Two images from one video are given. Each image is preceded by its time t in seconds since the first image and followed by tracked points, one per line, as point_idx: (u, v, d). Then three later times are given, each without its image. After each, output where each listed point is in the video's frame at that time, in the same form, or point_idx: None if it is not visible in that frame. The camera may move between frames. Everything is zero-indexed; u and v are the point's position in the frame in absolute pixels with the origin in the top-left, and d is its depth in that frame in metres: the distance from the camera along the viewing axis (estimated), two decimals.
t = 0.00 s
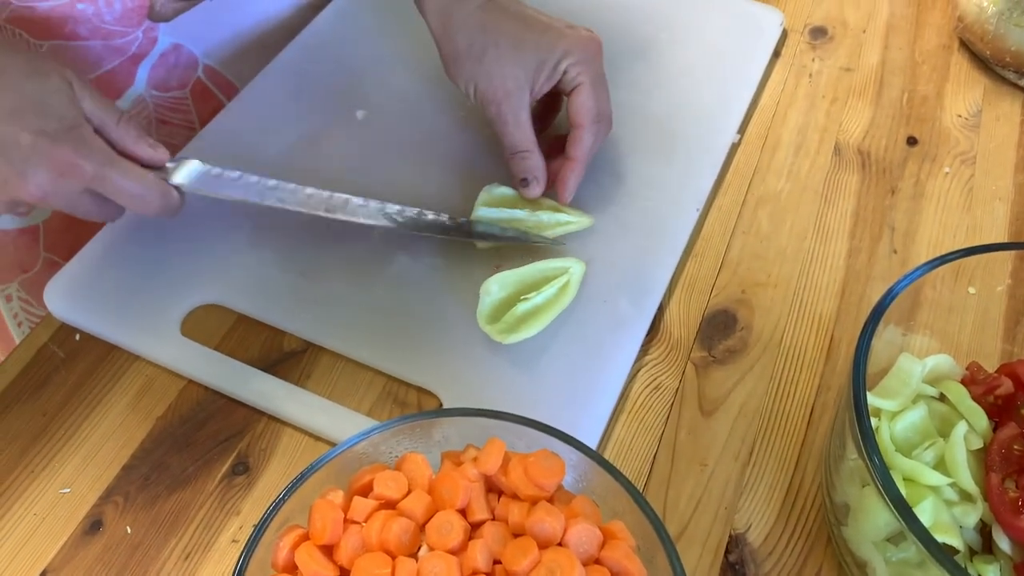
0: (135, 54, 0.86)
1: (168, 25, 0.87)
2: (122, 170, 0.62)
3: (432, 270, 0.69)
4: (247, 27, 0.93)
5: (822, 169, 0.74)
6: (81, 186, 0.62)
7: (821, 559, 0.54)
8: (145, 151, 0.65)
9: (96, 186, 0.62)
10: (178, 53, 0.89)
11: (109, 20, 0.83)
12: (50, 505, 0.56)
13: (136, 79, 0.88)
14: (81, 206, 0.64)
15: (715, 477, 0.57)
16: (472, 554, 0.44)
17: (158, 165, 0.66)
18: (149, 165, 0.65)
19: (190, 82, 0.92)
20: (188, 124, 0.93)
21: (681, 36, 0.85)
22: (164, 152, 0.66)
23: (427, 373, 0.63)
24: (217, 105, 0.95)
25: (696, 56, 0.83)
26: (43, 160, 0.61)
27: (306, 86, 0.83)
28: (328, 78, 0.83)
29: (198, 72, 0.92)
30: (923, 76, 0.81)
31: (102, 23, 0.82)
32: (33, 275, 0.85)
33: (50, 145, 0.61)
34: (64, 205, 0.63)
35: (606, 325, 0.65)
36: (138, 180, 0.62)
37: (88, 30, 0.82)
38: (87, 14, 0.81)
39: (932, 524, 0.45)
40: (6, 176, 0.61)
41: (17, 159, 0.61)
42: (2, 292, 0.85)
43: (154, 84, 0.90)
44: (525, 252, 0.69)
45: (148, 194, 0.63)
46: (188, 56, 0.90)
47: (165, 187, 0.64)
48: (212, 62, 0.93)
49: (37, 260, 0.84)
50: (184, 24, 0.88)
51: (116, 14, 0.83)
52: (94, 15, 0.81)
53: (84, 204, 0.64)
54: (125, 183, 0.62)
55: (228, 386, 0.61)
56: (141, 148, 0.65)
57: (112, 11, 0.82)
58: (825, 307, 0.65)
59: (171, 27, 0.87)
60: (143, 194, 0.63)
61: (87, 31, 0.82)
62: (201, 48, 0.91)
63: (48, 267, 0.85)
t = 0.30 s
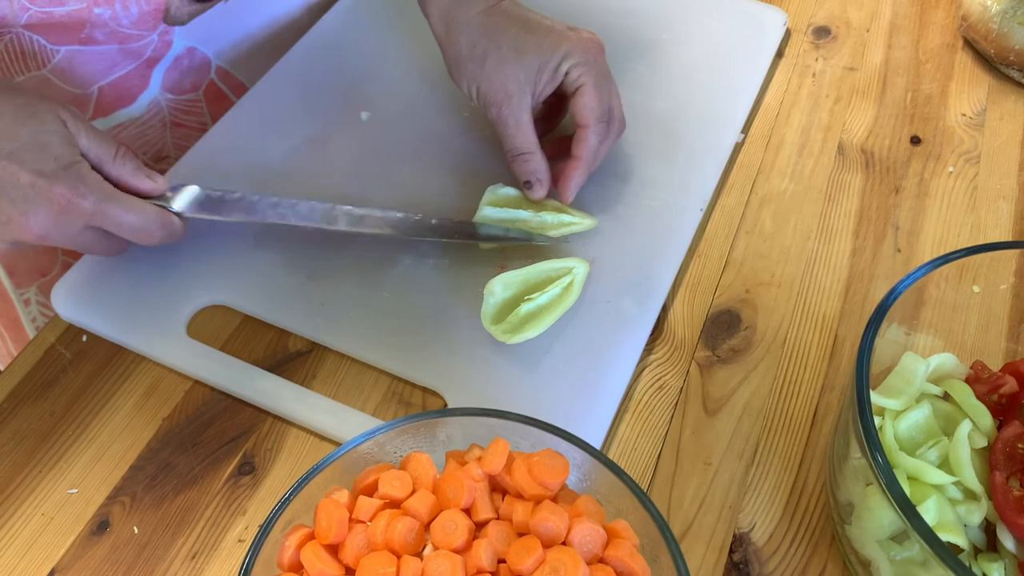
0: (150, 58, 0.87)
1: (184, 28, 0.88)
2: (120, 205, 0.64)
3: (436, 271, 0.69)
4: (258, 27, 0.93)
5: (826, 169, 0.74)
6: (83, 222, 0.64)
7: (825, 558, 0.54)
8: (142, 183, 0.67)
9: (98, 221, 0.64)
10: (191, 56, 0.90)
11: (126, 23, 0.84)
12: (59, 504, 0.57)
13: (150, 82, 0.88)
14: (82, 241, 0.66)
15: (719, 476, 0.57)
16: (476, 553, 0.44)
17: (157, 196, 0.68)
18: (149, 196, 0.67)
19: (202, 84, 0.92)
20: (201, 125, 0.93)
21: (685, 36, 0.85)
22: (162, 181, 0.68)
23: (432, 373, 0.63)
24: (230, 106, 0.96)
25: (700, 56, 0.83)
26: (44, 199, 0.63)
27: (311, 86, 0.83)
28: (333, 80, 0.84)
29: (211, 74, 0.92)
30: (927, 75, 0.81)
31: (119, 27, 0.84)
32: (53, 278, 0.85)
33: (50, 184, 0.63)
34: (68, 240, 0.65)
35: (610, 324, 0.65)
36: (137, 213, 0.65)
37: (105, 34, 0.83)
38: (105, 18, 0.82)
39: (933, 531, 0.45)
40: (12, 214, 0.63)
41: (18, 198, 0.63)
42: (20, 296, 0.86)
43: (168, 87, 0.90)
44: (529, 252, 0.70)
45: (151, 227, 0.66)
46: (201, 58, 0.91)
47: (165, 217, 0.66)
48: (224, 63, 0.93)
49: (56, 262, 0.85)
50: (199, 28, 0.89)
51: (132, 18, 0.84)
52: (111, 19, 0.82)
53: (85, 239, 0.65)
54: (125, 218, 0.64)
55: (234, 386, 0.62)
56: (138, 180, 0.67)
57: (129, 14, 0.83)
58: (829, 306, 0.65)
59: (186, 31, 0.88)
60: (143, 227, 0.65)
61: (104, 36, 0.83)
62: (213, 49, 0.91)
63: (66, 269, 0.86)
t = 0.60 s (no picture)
0: (156, 60, 0.89)
1: (191, 30, 0.91)
2: (135, 188, 0.61)
3: (440, 271, 0.69)
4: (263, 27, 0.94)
5: (829, 168, 0.74)
6: (98, 205, 0.61)
7: (828, 556, 0.54)
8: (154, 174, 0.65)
9: (112, 204, 0.61)
10: (197, 58, 0.91)
11: (133, 27, 0.88)
12: (65, 502, 0.57)
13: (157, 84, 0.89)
14: (95, 231, 0.62)
15: (722, 475, 0.57)
16: (480, 550, 0.44)
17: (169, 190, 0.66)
18: (162, 187, 0.65)
19: (208, 86, 0.91)
20: (207, 126, 0.91)
21: (688, 36, 0.85)
22: (172, 176, 0.66)
23: (436, 372, 0.64)
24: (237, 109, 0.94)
25: (704, 56, 0.83)
26: (59, 178, 0.60)
27: (316, 87, 0.84)
28: (337, 81, 0.84)
29: (217, 75, 0.92)
30: (930, 75, 0.81)
31: (126, 30, 0.88)
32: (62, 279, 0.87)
33: (66, 165, 0.60)
34: (80, 228, 0.62)
35: (613, 323, 0.65)
36: (153, 197, 0.62)
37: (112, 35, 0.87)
38: (111, 21, 0.87)
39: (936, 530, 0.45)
40: (28, 197, 0.60)
41: (31, 178, 0.60)
42: (29, 300, 0.86)
43: (174, 88, 0.90)
44: (533, 252, 0.70)
45: (167, 212, 0.63)
46: (207, 60, 0.92)
47: (180, 206, 0.64)
48: (230, 65, 0.93)
49: (64, 264, 0.87)
50: (206, 29, 0.92)
51: (139, 20, 0.88)
52: (118, 22, 0.87)
53: (98, 228, 0.62)
54: (140, 203, 0.62)
55: (239, 385, 0.62)
56: (150, 171, 0.65)
57: (136, 17, 0.88)
58: (832, 304, 0.66)
59: (193, 32, 0.91)
60: (158, 215, 0.63)
61: (111, 39, 0.87)
62: (217, 53, 0.93)
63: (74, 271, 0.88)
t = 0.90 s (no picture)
0: (151, 62, 0.88)
1: (185, 32, 0.88)
2: (156, 154, 0.64)
3: (438, 270, 0.70)
4: (258, 29, 0.94)
5: (825, 168, 0.75)
6: (118, 166, 0.63)
7: (821, 553, 0.55)
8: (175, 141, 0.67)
9: (132, 167, 0.64)
10: (192, 60, 0.91)
11: (127, 29, 0.84)
12: (67, 497, 0.58)
13: (151, 87, 0.89)
14: (114, 191, 0.65)
15: (716, 472, 0.58)
16: (475, 544, 0.45)
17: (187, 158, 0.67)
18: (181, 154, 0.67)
19: (202, 87, 0.94)
20: (202, 129, 0.96)
21: (686, 37, 0.85)
22: (192, 145, 0.68)
23: (433, 370, 0.64)
24: (230, 109, 0.97)
25: (701, 57, 0.84)
26: (83, 138, 0.63)
27: (315, 87, 0.84)
28: (336, 82, 0.85)
29: (210, 77, 0.94)
30: (927, 76, 0.81)
31: (121, 33, 0.84)
32: (57, 281, 0.87)
33: (90, 126, 0.63)
34: (100, 187, 0.64)
35: (609, 321, 0.66)
36: (172, 163, 0.64)
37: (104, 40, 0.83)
38: (107, 24, 0.82)
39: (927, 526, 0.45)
40: (51, 154, 0.63)
41: (56, 137, 0.63)
42: (26, 301, 0.87)
43: (168, 90, 0.92)
44: (530, 251, 0.70)
45: (184, 180, 0.64)
46: (202, 62, 0.92)
47: (198, 174, 0.65)
48: (224, 67, 0.94)
49: (60, 267, 0.87)
50: (200, 30, 0.89)
51: (134, 23, 0.84)
52: (112, 24, 0.83)
53: (118, 189, 0.65)
54: (160, 168, 0.64)
55: (239, 382, 0.63)
56: (170, 139, 0.67)
57: (131, 20, 0.83)
58: (827, 303, 0.66)
59: (187, 35, 0.88)
60: (176, 183, 0.64)
61: (106, 41, 0.84)
62: (214, 53, 0.92)
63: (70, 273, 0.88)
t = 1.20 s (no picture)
0: (151, 64, 0.89)
1: (185, 34, 0.89)
2: (161, 160, 0.65)
3: (433, 269, 0.71)
4: (257, 32, 0.95)
5: (816, 169, 0.76)
6: (124, 171, 0.65)
7: (809, 549, 0.56)
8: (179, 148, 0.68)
9: (137, 173, 0.65)
10: (192, 62, 0.91)
11: (128, 31, 0.85)
12: (65, 493, 0.58)
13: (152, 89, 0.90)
14: (120, 195, 0.66)
15: (706, 469, 0.59)
16: (467, 539, 0.46)
17: (191, 164, 0.68)
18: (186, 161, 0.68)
19: (203, 89, 0.94)
20: (202, 130, 0.96)
21: (680, 39, 0.86)
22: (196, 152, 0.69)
23: (428, 368, 0.65)
24: (230, 110, 0.98)
25: (694, 60, 0.84)
26: (90, 144, 0.64)
27: (313, 89, 0.85)
28: (333, 84, 0.85)
29: (211, 78, 0.94)
30: (918, 79, 0.82)
31: (121, 36, 0.85)
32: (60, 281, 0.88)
33: (97, 132, 0.64)
34: (106, 192, 0.65)
35: (602, 321, 0.67)
36: (177, 169, 0.65)
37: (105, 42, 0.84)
38: (107, 26, 0.83)
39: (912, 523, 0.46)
40: (58, 159, 0.64)
41: (64, 142, 0.64)
42: (29, 301, 0.88)
43: (168, 91, 0.92)
44: (524, 251, 0.71)
45: (189, 187, 0.66)
46: (202, 64, 0.92)
47: (203, 182, 0.67)
48: (224, 69, 0.95)
49: (63, 267, 0.88)
50: (199, 33, 0.90)
51: (134, 25, 0.85)
52: (113, 27, 0.84)
53: (123, 193, 0.66)
54: (164, 174, 0.65)
55: (236, 380, 0.63)
56: (176, 145, 0.68)
57: (131, 22, 0.84)
58: (817, 303, 0.67)
59: (187, 38, 0.89)
60: (180, 189, 0.66)
61: (107, 44, 0.85)
62: (214, 55, 0.93)
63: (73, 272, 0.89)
